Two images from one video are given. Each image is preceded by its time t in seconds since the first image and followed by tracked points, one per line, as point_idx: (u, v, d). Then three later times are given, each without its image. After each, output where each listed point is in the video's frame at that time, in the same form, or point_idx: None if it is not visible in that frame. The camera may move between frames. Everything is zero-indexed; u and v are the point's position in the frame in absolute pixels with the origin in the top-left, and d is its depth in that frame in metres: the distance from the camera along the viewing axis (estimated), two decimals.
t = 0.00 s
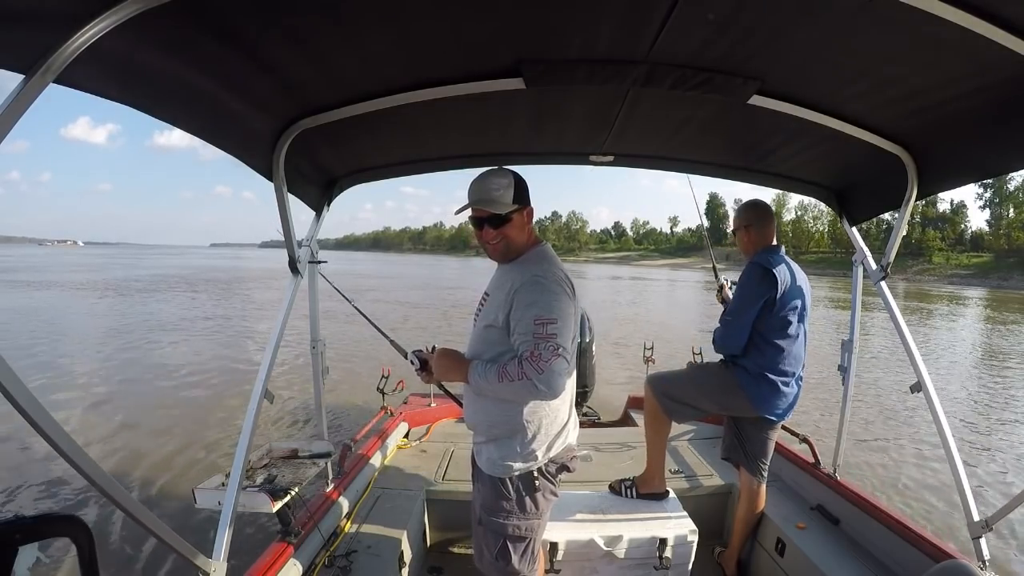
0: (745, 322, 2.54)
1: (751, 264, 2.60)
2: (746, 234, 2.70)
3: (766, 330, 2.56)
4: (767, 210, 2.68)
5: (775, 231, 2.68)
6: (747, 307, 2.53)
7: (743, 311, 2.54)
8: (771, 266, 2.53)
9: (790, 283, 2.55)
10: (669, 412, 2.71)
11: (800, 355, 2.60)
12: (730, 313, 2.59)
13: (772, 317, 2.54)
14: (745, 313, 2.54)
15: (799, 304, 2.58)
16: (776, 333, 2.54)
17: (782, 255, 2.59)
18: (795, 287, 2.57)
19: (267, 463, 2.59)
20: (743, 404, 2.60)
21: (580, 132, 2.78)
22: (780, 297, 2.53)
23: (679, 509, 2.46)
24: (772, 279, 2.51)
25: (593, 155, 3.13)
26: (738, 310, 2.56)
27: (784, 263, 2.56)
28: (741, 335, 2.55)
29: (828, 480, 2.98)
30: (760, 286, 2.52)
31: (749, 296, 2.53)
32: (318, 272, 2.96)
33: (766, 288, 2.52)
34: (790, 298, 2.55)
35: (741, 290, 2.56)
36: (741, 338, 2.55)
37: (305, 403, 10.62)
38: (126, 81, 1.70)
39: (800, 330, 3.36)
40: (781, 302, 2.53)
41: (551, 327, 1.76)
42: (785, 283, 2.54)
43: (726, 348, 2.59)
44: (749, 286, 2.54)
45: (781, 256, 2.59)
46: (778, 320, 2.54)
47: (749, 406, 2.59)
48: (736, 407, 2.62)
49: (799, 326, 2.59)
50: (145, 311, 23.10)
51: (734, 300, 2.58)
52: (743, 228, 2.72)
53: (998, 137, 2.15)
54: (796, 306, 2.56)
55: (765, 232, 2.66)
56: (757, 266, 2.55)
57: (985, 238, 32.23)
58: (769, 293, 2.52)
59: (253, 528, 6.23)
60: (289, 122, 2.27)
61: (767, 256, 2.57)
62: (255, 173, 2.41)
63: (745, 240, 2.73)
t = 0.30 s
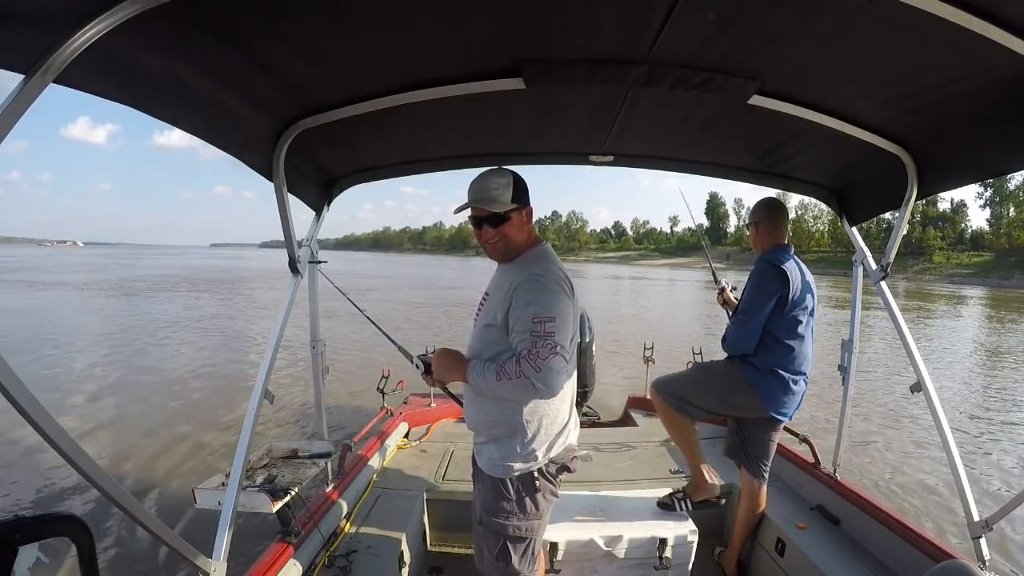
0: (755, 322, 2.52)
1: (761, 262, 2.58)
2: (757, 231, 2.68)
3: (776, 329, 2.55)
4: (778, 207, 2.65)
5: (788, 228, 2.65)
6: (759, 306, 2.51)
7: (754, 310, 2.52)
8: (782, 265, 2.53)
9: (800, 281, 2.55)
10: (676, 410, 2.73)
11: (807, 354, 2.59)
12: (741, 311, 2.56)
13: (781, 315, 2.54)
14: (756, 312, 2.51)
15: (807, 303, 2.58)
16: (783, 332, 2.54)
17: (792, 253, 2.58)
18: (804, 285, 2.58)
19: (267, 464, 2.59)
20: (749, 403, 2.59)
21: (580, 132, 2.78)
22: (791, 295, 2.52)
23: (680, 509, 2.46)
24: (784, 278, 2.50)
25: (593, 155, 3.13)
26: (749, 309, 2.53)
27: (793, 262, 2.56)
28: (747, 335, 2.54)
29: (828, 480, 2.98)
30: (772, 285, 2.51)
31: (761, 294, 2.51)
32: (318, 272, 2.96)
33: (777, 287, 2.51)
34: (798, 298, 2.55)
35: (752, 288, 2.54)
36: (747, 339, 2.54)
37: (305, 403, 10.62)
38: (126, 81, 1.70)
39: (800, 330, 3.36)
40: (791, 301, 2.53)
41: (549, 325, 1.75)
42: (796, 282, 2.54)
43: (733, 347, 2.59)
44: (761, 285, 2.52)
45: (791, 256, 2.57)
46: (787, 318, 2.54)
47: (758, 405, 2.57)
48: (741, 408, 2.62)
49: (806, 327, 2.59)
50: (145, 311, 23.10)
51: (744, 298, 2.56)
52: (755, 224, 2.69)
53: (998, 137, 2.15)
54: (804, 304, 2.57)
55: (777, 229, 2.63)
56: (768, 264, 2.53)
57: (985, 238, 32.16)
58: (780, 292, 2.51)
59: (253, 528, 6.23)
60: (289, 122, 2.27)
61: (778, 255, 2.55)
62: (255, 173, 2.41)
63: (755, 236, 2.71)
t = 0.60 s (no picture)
0: (756, 323, 2.50)
1: (761, 262, 2.56)
2: (758, 229, 2.65)
3: (776, 329, 2.54)
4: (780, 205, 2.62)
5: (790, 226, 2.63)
6: (759, 306, 2.49)
7: (755, 311, 2.49)
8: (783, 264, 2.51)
9: (800, 280, 2.53)
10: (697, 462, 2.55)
11: (811, 356, 2.56)
12: (742, 312, 2.53)
13: (782, 315, 2.52)
14: (757, 313, 2.49)
15: (807, 302, 2.57)
16: (783, 332, 2.52)
17: (793, 253, 2.56)
18: (804, 285, 2.56)
19: (267, 464, 2.59)
20: (756, 415, 2.52)
21: (580, 132, 2.78)
22: (791, 295, 2.50)
23: (680, 510, 2.45)
24: (784, 278, 2.48)
25: (593, 155, 3.13)
26: (750, 309, 2.51)
27: (794, 261, 2.54)
28: (748, 338, 2.51)
29: (828, 480, 2.98)
30: (773, 285, 2.49)
31: (761, 295, 2.49)
32: (318, 272, 2.96)
33: (778, 287, 2.48)
34: (799, 300, 2.52)
35: (752, 288, 2.52)
36: (748, 343, 2.51)
37: (305, 403, 10.62)
38: (126, 81, 1.70)
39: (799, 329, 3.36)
40: (792, 301, 2.51)
41: (544, 324, 1.75)
42: (796, 281, 2.52)
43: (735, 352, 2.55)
44: (761, 285, 2.50)
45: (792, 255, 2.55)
46: (788, 318, 2.52)
47: (765, 416, 2.51)
48: (748, 424, 2.53)
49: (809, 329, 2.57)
50: (146, 311, 23.13)
51: (745, 298, 2.54)
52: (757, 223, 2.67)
53: (998, 136, 2.15)
54: (804, 303, 2.55)
55: (778, 228, 2.60)
56: (769, 264, 2.51)
57: (985, 238, 32.14)
58: (781, 292, 2.49)
59: (254, 528, 6.23)
60: (289, 122, 2.27)
61: (779, 254, 2.53)
62: (255, 174, 2.41)
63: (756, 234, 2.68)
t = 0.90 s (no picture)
0: (753, 327, 2.40)
1: (757, 263, 2.45)
2: (756, 228, 2.55)
3: (775, 333, 2.44)
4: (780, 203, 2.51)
5: (789, 223, 2.52)
6: (756, 310, 2.39)
7: (752, 315, 2.39)
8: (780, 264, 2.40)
9: (797, 281, 2.43)
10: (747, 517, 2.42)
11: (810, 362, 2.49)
12: (739, 317, 2.43)
13: (779, 319, 2.43)
14: (754, 317, 2.39)
15: (806, 304, 2.46)
16: (781, 337, 2.43)
17: (790, 251, 2.45)
18: (803, 285, 2.45)
19: (267, 464, 2.59)
20: (768, 433, 2.42)
21: (580, 132, 2.78)
22: (789, 298, 2.40)
23: (680, 510, 2.45)
24: (782, 279, 2.38)
25: (593, 155, 3.13)
26: (746, 313, 2.40)
27: (791, 260, 2.43)
28: (747, 344, 2.43)
29: (827, 480, 2.98)
30: (770, 287, 2.38)
31: (758, 298, 2.38)
32: (318, 272, 2.96)
33: (776, 289, 2.38)
34: (797, 302, 2.42)
35: (748, 290, 2.41)
36: (748, 351, 2.43)
37: (305, 403, 10.63)
38: (126, 81, 1.70)
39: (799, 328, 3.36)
40: (789, 303, 2.41)
41: (537, 324, 1.76)
42: (794, 283, 2.41)
43: (734, 358, 2.48)
44: (757, 287, 2.39)
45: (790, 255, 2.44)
46: (785, 321, 2.43)
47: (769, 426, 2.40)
48: (763, 444, 2.43)
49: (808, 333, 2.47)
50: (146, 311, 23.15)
51: (741, 302, 2.43)
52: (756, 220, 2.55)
53: (998, 137, 2.15)
54: (803, 305, 2.44)
55: (777, 227, 2.50)
56: (765, 265, 2.41)
57: (986, 237, 32.11)
58: (779, 295, 2.38)
59: (255, 528, 6.24)
60: (289, 122, 2.27)
61: (777, 255, 2.42)
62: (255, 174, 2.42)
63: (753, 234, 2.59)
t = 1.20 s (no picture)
0: (749, 341, 2.26)
1: (757, 270, 2.29)
2: (758, 228, 2.42)
3: (774, 346, 2.29)
4: (785, 203, 2.37)
5: (792, 225, 2.36)
6: (754, 323, 2.24)
7: (748, 328, 2.25)
8: (781, 273, 2.24)
9: (800, 292, 2.27)
10: (749, 534, 2.31)
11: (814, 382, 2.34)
12: (735, 329, 2.28)
13: (778, 332, 2.28)
14: (752, 330, 2.25)
15: (810, 317, 2.30)
16: (781, 352, 2.29)
17: (793, 259, 2.29)
18: (807, 296, 2.28)
19: (267, 464, 2.59)
20: (767, 454, 2.30)
21: (580, 132, 2.78)
22: (791, 312, 2.24)
23: (680, 510, 2.45)
24: (783, 291, 2.22)
25: (593, 155, 3.13)
26: (743, 325, 2.26)
27: (793, 268, 2.27)
28: (743, 357, 2.28)
29: (827, 480, 2.98)
30: (769, 299, 2.22)
31: (756, 309, 2.23)
32: (318, 271, 2.96)
33: (776, 298, 2.22)
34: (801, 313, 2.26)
35: (746, 300, 2.26)
36: (743, 364, 2.29)
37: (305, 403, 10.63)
38: (126, 81, 1.70)
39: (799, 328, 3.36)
40: (791, 317, 2.25)
41: (506, 316, 1.75)
42: (796, 294, 2.25)
43: (730, 373, 2.34)
44: (756, 297, 2.24)
45: (793, 261, 2.28)
46: (785, 335, 2.28)
47: (762, 442, 2.30)
48: (763, 467, 2.31)
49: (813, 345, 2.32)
50: (146, 310, 23.17)
51: (738, 310, 2.29)
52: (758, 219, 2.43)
53: (997, 137, 2.15)
54: (806, 318, 2.28)
55: (781, 227, 2.35)
56: (765, 273, 2.24)
57: (986, 238, 32.08)
58: (779, 308, 2.23)
59: (255, 527, 6.24)
60: (289, 122, 2.27)
61: (778, 261, 2.27)
62: (255, 174, 2.42)
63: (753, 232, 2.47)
